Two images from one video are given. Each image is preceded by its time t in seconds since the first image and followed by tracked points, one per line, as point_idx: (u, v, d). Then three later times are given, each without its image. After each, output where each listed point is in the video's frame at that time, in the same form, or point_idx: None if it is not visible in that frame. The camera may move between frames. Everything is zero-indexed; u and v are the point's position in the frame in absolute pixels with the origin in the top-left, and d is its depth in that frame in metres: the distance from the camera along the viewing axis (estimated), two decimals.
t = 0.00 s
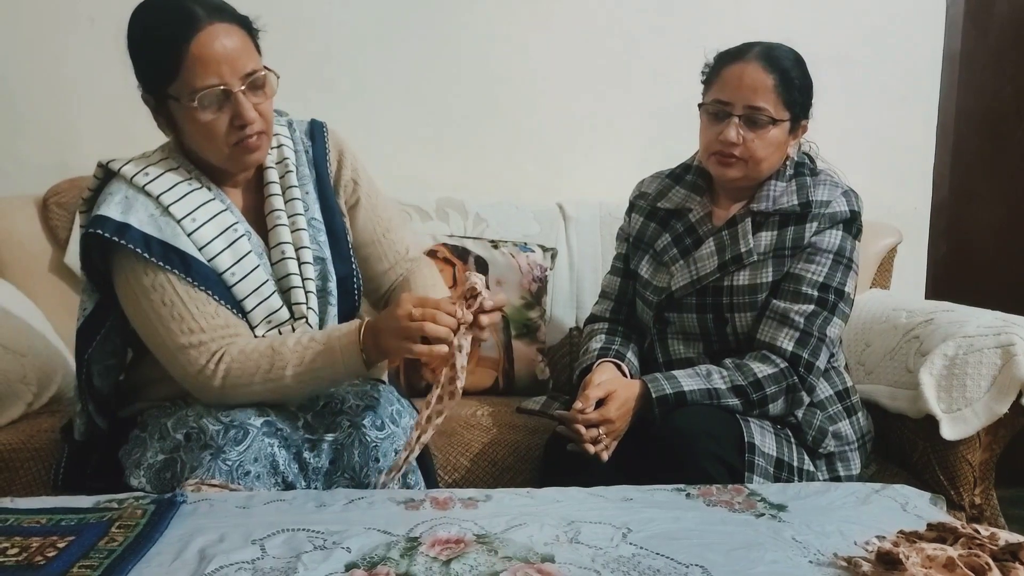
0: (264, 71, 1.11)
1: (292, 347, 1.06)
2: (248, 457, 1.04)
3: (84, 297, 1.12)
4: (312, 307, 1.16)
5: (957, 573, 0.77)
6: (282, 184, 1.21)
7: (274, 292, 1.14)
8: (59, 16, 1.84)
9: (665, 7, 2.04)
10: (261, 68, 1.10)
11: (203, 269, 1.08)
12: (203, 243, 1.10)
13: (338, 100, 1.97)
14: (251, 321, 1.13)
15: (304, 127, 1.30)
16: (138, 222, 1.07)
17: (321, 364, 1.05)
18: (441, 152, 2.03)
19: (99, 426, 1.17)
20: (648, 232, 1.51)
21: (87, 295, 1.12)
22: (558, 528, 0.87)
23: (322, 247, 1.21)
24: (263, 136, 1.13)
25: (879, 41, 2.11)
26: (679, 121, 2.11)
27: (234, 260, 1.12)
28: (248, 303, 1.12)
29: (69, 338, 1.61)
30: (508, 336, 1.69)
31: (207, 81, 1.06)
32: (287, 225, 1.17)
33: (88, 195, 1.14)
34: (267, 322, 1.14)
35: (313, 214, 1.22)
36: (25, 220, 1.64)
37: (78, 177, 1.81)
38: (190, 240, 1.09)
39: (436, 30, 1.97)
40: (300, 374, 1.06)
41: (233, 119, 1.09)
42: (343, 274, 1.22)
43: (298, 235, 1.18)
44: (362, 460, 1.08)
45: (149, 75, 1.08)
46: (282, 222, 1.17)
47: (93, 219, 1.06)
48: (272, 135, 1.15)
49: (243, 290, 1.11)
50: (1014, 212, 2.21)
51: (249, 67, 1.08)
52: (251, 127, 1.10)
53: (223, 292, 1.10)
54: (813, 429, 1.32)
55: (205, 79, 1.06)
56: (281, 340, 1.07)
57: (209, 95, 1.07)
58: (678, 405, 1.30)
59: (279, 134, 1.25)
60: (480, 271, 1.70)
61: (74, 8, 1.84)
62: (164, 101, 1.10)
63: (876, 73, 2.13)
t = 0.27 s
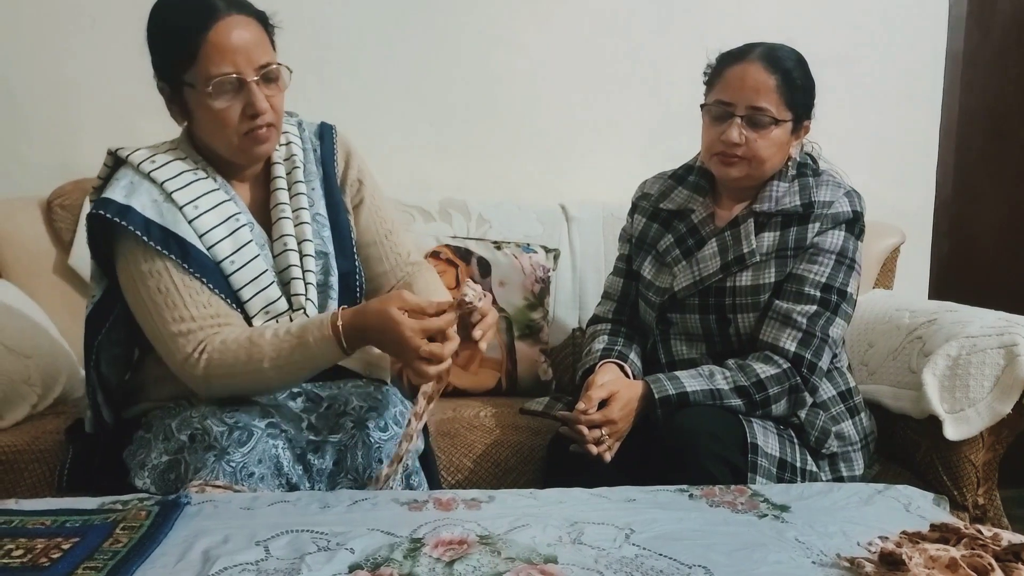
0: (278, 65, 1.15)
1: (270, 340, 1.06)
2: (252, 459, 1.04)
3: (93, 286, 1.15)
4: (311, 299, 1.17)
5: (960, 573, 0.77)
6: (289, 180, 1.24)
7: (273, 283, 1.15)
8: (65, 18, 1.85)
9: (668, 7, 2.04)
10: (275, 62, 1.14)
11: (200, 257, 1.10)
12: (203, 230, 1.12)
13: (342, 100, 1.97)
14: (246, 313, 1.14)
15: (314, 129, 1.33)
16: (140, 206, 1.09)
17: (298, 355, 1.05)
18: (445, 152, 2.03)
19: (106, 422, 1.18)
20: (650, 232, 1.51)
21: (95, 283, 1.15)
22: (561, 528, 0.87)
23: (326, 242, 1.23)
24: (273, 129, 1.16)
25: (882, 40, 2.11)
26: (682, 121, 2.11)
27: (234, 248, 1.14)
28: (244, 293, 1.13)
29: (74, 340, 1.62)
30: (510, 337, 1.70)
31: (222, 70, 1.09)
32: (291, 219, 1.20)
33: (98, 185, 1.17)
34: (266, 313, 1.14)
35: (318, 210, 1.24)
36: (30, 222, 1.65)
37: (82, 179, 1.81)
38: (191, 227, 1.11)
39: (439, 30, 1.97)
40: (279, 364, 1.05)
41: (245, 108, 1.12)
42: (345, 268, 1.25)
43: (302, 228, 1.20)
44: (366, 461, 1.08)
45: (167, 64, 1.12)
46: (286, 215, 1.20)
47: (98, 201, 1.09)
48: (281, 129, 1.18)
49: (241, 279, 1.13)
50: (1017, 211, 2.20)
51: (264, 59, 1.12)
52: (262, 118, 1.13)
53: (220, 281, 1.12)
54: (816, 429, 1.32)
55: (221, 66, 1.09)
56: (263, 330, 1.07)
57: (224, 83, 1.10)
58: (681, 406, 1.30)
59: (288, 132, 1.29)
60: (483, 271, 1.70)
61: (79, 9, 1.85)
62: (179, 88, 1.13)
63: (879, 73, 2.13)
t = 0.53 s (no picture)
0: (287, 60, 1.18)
1: (257, 335, 1.05)
2: (252, 459, 1.04)
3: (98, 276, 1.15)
4: (310, 290, 1.17)
5: (961, 573, 0.77)
6: (293, 176, 1.25)
7: (272, 275, 1.15)
8: (67, 20, 1.85)
9: (669, 7, 2.04)
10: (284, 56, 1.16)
11: (200, 245, 1.11)
12: (205, 220, 1.12)
13: (343, 101, 1.97)
14: (244, 303, 1.14)
15: (319, 131, 1.34)
16: (143, 193, 1.10)
17: (286, 348, 1.04)
18: (445, 152, 2.03)
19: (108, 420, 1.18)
20: (651, 232, 1.51)
21: (100, 274, 1.15)
22: (562, 529, 0.87)
23: (327, 237, 1.23)
24: (279, 121, 1.18)
25: (883, 39, 2.11)
26: (683, 121, 2.11)
27: (235, 239, 1.14)
28: (243, 283, 1.13)
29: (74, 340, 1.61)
30: (512, 337, 1.69)
31: (233, 59, 1.11)
32: (293, 213, 1.21)
33: (105, 174, 1.19)
34: (265, 303, 1.14)
35: (320, 206, 1.25)
36: (32, 223, 1.65)
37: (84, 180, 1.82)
38: (192, 216, 1.12)
39: (440, 30, 1.97)
40: (265, 357, 1.04)
41: (253, 98, 1.14)
42: (346, 264, 1.24)
43: (303, 223, 1.21)
44: (367, 460, 1.09)
45: (177, 53, 1.13)
46: (288, 210, 1.20)
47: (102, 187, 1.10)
48: (287, 122, 1.20)
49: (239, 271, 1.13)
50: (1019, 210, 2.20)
51: (273, 52, 1.14)
52: (270, 108, 1.15)
53: (219, 271, 1.12)
54: (817, 429, 1.32)
55: (233, 55, 1.11)
56: (252, 325, 1.06)
57: (236, 72, 1.12)
58: (682, 406, 1.30)
59: (293, 131, 1.30)
60: (484, 272, 1.70)
61: (80, 10, 1.85)
62: (188, 77, 1.15)
63: (880, 72, 2.12)
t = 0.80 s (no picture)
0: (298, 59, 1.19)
1: (261, 322, 1.05)
2: (253, 459, 1.04)
3: (103, 270, 1.16)
4: (312, 282, 1.17)
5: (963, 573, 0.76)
6: (296, 171, 1.25)
7: (274, 266, 1.16)
8: (68, 20, 1.85)
9: (670, 8, 2.04)
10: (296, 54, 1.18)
11: (201, 235, 1.11)
12: (207, 211, 1.13)
13: (344, 101, 1.97)
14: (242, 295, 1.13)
15: (323, 130, 1.35)
16: (147, 183, 1.11)
17: (284, 342, 1.02)
18: (446, 152, 2.03)
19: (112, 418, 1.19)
20: (651, 232, 1.51)
21: (106, 267, 1.15)
22: (563, 529, 0.87)
23: (328, 231, 1.24)
24: (288, 117, 1.19)
25: (884, 39, 2.11)
26: (684, 121, 2.10)
27: (237, 230, 1.15)
28: (244, 274, 1.13)
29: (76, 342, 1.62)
30: (513, 338, 1.69)
31: (246, 52, 1.12)
32: (296, 207, 1.21)
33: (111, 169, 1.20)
34: (266, 295, 1.14)
35: (322, 201, 1.25)
36: (34, 223, 1.66)
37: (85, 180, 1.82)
38: (195, 207, 1.13)
39: (441, 31, 1.97)
40: (263, 348, 1.03)
41: (264, 91, 1.15)
42: (347, 259, 1.25)
43: (306, 217, 1.21)
44: (368, 460, 1.09)
45: (190, 45, 1.14)
46: (291, 204, 1.21)
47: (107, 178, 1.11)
48: (294, 118, 1.21)
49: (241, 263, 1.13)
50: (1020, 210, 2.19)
51: (286, 49, 1.16)
52: (279, 103, 1.16)
53: (220, 261, 1.12)
54: (818, 429, 1.32)
55: (246, 47, 1.12)
56: (251, 317, 1.05)
57: (248, 65, 1.13)
58: (683, 406, 1.30)
59: (297, 128, 1.30)
60: (485, 272, 1.70)
61: (82, 11, 1.85)
62: (199, 68, 1.15)
63: (881, 72, 2.12)
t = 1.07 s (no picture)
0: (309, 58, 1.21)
1: (269, 311, 1.04)
2: (256, 457, 1.04)
3: (108, 263, 1.18)
4: (316, 275, 1.18)
5: (964, 571, 0.77)
6: (300, 167, 1.26)
7: (278, 259, 1.16)
8: (68, 21, 1.85)
9: (670, 7, 2.04)
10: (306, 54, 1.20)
11: (207, 228, 1.12)
12: (213, 205, 1.14)
13: (345, 101, 1.98)
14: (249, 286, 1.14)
15: (327, 129, 1.36)
16: (154, 177, 1.12)
17: (294, 327, 1.02)
18: (447, 151, 2.03)
19: (114, 415, 1.19)
20: (651, 231, 1.52)
21: (110, 261, 1.18)
22: (564, 526, 0.88)
23: (332, 226, 1.24)
24: (295, 113, 1.20)
25: (884, 39, 2.11)
26: (684, 120, 2.11)
27: (243, 224, 1.15)
28: (248, 267, 1.14)
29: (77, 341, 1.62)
30: (514, 337, 1.69)
31: (257, 46, 1.14)
32: (300, 201, 1.22)
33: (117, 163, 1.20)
34: (270, 288, 1.15)
35: (326, 196, 1.26)
36: (35, 223, 1.66)
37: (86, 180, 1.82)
38: (201, 201, 1.13)
39: (442, 30, 1.97)
40: (273, 336, 1.03)
41: (274, 85, 1.16)
42: (350, 255, 1.25)
43: (310, 212, 1.22)
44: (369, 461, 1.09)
45: (202, 40, 1.16)
46: (296, 199, 1.21)
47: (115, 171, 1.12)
48: (301, 115, 1.22)
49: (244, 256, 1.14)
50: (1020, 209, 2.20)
51: (297, 47, 1.18)
52: (287, 98, 1.17)
53: (226, 254, 1.13)
54: (818, 427, 1.32)
55: (259, 41, 1.14)
56: (260, 306, 1.06)
57: (260, 58, 1.14)
58: (684, 404, 1.30)
59: (301, 126, 1.31)
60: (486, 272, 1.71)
61: (83, 10, 1.86)
62: (210, 62, 1.17)
63: (881, 71, 2.12)
